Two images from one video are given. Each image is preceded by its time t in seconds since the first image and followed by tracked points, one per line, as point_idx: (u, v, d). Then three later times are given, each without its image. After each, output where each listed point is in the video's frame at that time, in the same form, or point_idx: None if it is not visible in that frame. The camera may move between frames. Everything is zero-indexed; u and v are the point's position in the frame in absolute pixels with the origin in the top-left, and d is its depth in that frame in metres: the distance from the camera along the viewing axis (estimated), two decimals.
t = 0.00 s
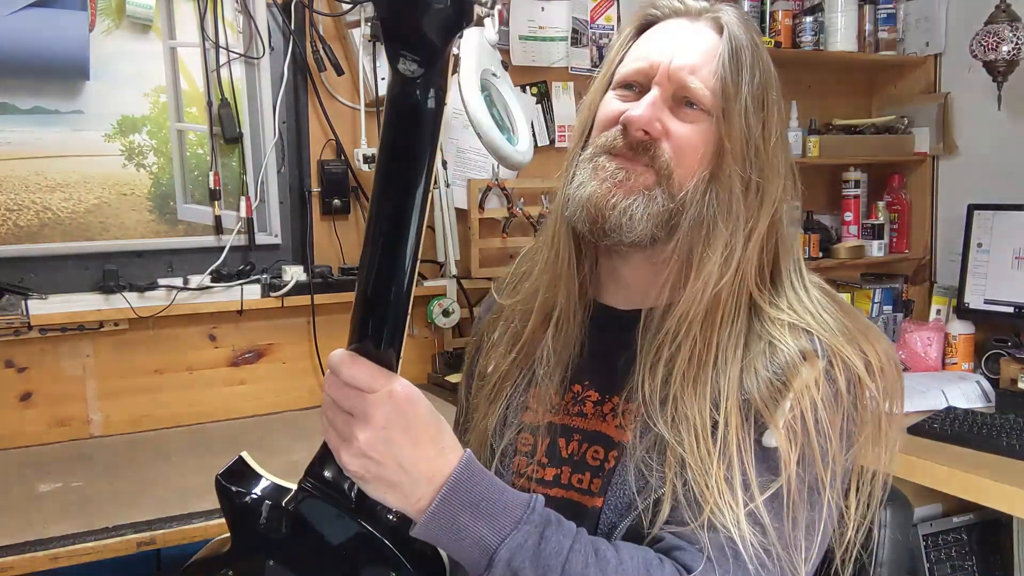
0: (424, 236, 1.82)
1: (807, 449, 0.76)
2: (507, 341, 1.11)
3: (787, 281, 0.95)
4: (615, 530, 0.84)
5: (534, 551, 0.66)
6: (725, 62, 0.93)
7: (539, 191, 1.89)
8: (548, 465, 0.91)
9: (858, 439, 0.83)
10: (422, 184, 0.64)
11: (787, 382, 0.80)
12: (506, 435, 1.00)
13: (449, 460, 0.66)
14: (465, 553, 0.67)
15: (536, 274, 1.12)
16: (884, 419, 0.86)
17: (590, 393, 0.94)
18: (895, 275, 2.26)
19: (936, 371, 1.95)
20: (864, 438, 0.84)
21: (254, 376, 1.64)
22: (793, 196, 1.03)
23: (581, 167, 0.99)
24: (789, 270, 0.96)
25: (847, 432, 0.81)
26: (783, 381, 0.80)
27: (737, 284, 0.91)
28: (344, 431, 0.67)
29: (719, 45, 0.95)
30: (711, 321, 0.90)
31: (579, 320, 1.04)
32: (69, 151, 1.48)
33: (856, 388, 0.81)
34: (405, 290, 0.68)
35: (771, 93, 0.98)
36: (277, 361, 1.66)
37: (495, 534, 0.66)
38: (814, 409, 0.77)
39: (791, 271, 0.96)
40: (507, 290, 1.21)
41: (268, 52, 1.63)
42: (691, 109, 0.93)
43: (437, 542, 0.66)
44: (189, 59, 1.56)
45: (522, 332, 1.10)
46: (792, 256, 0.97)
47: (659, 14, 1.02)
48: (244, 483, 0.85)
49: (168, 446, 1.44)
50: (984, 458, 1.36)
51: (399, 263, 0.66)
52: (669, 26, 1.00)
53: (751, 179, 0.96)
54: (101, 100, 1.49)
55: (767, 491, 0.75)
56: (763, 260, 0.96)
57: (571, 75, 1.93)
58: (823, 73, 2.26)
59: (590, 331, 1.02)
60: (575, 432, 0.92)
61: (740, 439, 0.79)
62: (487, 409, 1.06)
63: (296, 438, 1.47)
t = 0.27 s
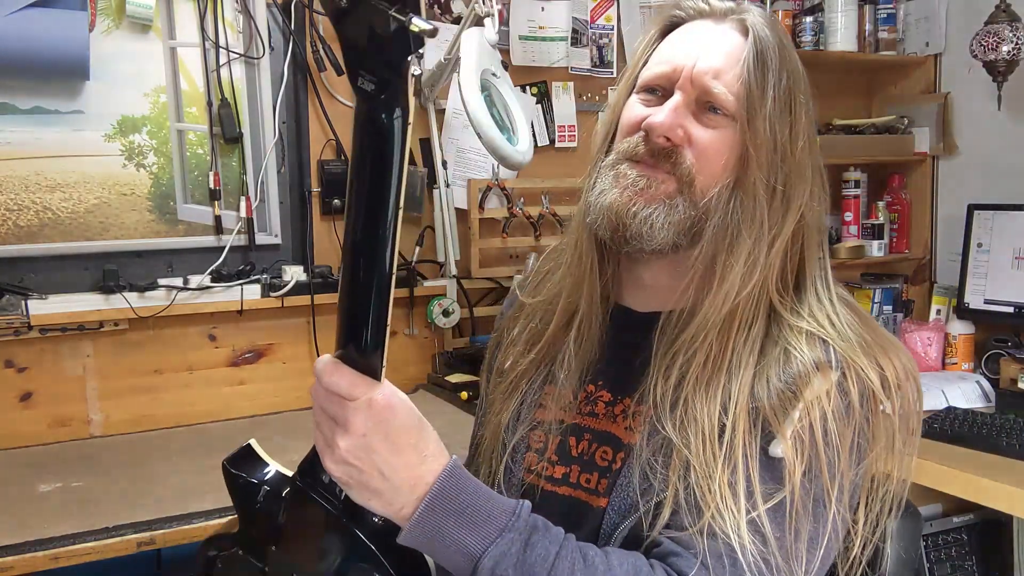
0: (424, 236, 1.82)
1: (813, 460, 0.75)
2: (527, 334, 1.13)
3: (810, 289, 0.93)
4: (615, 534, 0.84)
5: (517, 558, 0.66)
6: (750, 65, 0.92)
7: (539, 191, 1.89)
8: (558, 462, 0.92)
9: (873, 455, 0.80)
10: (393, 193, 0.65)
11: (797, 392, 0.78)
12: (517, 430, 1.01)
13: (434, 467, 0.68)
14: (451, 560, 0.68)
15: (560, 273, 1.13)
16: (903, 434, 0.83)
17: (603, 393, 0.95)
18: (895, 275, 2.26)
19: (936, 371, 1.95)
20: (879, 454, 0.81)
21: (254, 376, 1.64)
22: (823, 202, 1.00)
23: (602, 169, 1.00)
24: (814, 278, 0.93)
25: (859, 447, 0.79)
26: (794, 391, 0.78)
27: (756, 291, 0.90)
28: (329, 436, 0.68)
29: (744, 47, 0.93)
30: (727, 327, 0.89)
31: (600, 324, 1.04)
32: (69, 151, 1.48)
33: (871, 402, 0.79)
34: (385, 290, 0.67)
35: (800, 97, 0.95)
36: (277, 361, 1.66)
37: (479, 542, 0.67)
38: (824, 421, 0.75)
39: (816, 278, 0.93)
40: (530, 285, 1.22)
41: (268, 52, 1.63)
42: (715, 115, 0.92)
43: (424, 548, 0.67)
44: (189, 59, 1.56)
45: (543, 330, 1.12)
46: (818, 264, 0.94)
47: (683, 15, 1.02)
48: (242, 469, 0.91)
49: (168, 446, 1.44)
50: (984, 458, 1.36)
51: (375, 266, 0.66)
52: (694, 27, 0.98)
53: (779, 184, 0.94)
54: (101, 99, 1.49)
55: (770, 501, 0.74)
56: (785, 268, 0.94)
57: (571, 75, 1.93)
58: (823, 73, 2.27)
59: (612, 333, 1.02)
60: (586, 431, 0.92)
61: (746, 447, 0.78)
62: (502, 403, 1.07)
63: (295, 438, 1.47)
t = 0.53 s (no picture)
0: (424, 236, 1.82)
1: (809, 476, 0.73)
2: (541, 333, 1.16)
3: (824, 299, 0.90)
4: (607, 539, 0.84)
5: (494, 562, 0.68)
6: (765, 67, 0.89)
7: (539, 191, 1.89)
8: (561, 461, 0.93)
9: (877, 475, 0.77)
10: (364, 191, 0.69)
11: (798, 405, 0.77)
12: (525, 427, 1.04)
13: (419, 466, 0.71)
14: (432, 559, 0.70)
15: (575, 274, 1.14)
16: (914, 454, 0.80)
17: (608, 395, 0.95)
18: (895, 275, 2.26)
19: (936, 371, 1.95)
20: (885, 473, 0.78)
21: (254, 376, 1.64)
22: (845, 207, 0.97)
23: (614, 172, 1.00)
24: (830, 287, 0.91)
25: (862, 465, 0.76)
26: (794, 404, 0.77)
27: (764, 300, 0.88)
28: (319, 431, 0.72)
29: (759, 48, 0.91)
30: (733, 334, 0.87)
31: (610, 326, 1.05)
32: (69, 151, 1.48)
33: (877, 420, 0.76)
34: (366, 280, 0.72)
35: (820, 99, 0.92)
36: (277, 361, 1.67)
37: (458, 544, 0.69)
38: (823, 436, 0.73)
39: (831, 288, 0.91)
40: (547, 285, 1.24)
41: (267, 52, 1.63)
42: (727, 119, 0.90)
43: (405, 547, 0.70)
44: (189, 59, 1.56)
45: (555, 329, 1.15)
46: (834, 273, 0.91)
47: (702, 14, 1.01)
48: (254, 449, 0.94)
49: (168, 445, 1.44)
50: (984, 458, 1.36)
51: (354, 260, 0.71)
52: (713, 27, 0.97)
53: (796, 190, 0.91)
54: (101, 99, 1.49)
55: (762, 515, 0.74)
56: (799, 276, 0.91)
57: (571, 75, 1.93)
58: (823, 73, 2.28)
59: (624, 336, 1.02)
60: (590, 433, 0.93)
61: (740, 457, 0.77)
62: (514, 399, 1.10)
63: (295, 438, 1.47)
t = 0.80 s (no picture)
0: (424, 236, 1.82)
1: (798, 492, 0.73)
2: (549, 333, 1.17)
3: (828, 311, 0.88)
4: (595, 543, 0.85)
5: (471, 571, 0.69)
6: (771, 71, 0.89)
7: (539, 191, 1.89)
8: (560, 463, 0.94)
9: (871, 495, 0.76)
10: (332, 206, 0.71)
11: (790, 420, 0.76)
12: (527, 425, 1.07)
13: (401, 474, 0.72)
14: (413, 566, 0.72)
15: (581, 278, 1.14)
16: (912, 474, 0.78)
17: (608, 399, 0.96)
18: (895, 275, 2.26)
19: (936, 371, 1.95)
20: (880, 492, 0.77)
21: (253, 376, 1.64)
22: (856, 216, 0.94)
23: (620, 178, 1.01)
24: (836, 299, 0.89)
25: (856, 485, 0.75)
26: (786, 419, 0.76)
27: (766, 312, 0.86)
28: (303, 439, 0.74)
29: (765, 51, 0.90)
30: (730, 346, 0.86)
31: (615, 331, 1.05)
32: (69, 151, 1.48)
33: (873, 439, 0.75)
34: (341, 293, 0.73)
35: (829, 104, 0.91)
36: (277, 361, 1.66)
37: (437, 552, 0.70)
38: (814, 454, 0.72)
39: (836, 299, 0.89)
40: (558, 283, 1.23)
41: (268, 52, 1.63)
42: (731, 124, 0.90)
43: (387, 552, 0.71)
44: (189, 59, 1.57)
45: (563, 331, 1.15)
46: (841, 284, 0.89)
47: (711, 14, 1.00)
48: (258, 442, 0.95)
49: (168, 445, 1.44)
50: (984, 458, 1.36)
51: (326, 273, 0.72)
52: (720, 28, 0.96)
53: (802, 199, 0.89)
54: (101, 99, 1.49)
55: (747, 532, 0.73)
56: (804, 287, 0.89)
57: (571, 75, 1.93)
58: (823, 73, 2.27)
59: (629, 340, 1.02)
60: (588, 436, 0.94)
61: (729, 472, 0.76)
62: (519, 398, 1.13)
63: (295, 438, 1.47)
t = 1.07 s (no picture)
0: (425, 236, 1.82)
1: (787, 498, 0.72)
2: (548, 335, 1.17)
3: (824, 316, 0.87)
4: (588, 546, 0.86)
5: (463, 569, 0.69)
6: (762, 73, 0.89)
7: (539, 191, 1.89)
8: (556, 465, 0.94)
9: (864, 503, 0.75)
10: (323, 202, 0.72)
11: (780, 425, 0.75)
12: (525, 426, 1.07)
13: (398, 472, 0.73)
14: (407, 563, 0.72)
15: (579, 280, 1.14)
16: (907, 483, 0.77)
17: (603, 402, 0.96)
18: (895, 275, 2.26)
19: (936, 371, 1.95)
20: (875, 500, 0.76)
21: (253, 376, 1.64)
22: (853, 220, 0.93)
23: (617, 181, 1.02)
24: (833, 303, 0.88)
25: (848, 494, 0.74)
26: (776, 425, 0.76)
27: (757, 318, 0.86)
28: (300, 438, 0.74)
29: (758, 51, 0.90)
30: (722, 351, 0.86)
31: (611, 335, 1.05)
32: (69, 151, 1.48)
33: (865, 447, 0.74)
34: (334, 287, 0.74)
35: (824, 106, 0.90)
36: (277, 361, 1.66)
37: (430, 549, 0.70)
38: (803, 461, 0.72)
39: (833, 304, 0.88)
40: (560, 284, 1.22)
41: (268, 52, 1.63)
42: (723, 126, 0.90)
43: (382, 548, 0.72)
44: (189, 59, 1.56)
45: (561, 333, 1.15)
46: (837, 288, 0.88)
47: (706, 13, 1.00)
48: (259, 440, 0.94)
49: (168, 445, 1.44)
50: (984, 458, 1.36)
51: (319, 266, 0.73)
52: (713, 27, 0.97)
53: (796, 203, 0.89)
54: (101, 99, 1.49)
55: (736, 539, 0.73)
56: (798, 292, 0.88)
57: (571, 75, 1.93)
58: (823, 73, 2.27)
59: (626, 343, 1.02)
60: (583, 438, 0.94)
61: (717, 478, 0.76)
62: (517, 401, 1.13)
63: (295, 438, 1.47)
